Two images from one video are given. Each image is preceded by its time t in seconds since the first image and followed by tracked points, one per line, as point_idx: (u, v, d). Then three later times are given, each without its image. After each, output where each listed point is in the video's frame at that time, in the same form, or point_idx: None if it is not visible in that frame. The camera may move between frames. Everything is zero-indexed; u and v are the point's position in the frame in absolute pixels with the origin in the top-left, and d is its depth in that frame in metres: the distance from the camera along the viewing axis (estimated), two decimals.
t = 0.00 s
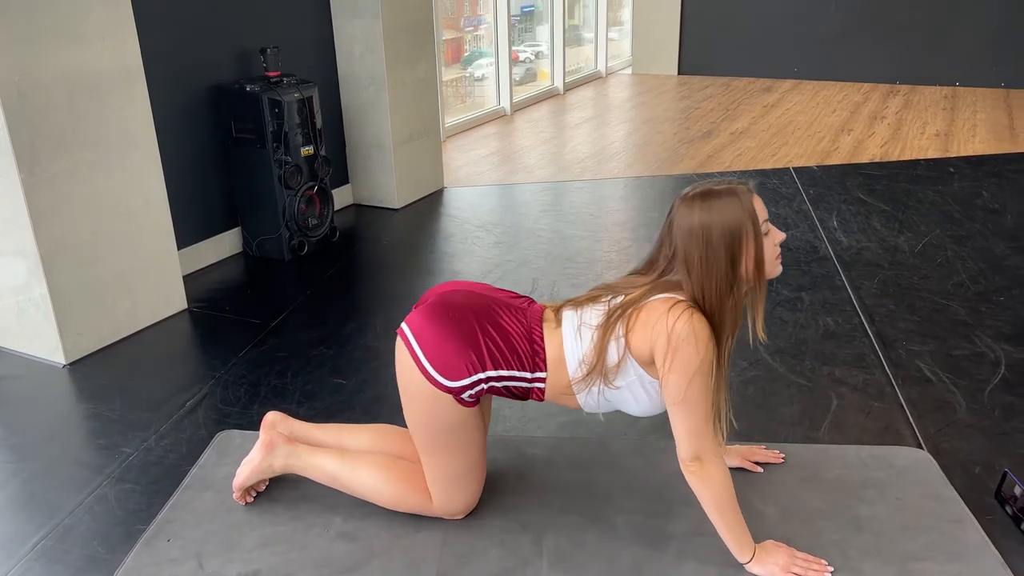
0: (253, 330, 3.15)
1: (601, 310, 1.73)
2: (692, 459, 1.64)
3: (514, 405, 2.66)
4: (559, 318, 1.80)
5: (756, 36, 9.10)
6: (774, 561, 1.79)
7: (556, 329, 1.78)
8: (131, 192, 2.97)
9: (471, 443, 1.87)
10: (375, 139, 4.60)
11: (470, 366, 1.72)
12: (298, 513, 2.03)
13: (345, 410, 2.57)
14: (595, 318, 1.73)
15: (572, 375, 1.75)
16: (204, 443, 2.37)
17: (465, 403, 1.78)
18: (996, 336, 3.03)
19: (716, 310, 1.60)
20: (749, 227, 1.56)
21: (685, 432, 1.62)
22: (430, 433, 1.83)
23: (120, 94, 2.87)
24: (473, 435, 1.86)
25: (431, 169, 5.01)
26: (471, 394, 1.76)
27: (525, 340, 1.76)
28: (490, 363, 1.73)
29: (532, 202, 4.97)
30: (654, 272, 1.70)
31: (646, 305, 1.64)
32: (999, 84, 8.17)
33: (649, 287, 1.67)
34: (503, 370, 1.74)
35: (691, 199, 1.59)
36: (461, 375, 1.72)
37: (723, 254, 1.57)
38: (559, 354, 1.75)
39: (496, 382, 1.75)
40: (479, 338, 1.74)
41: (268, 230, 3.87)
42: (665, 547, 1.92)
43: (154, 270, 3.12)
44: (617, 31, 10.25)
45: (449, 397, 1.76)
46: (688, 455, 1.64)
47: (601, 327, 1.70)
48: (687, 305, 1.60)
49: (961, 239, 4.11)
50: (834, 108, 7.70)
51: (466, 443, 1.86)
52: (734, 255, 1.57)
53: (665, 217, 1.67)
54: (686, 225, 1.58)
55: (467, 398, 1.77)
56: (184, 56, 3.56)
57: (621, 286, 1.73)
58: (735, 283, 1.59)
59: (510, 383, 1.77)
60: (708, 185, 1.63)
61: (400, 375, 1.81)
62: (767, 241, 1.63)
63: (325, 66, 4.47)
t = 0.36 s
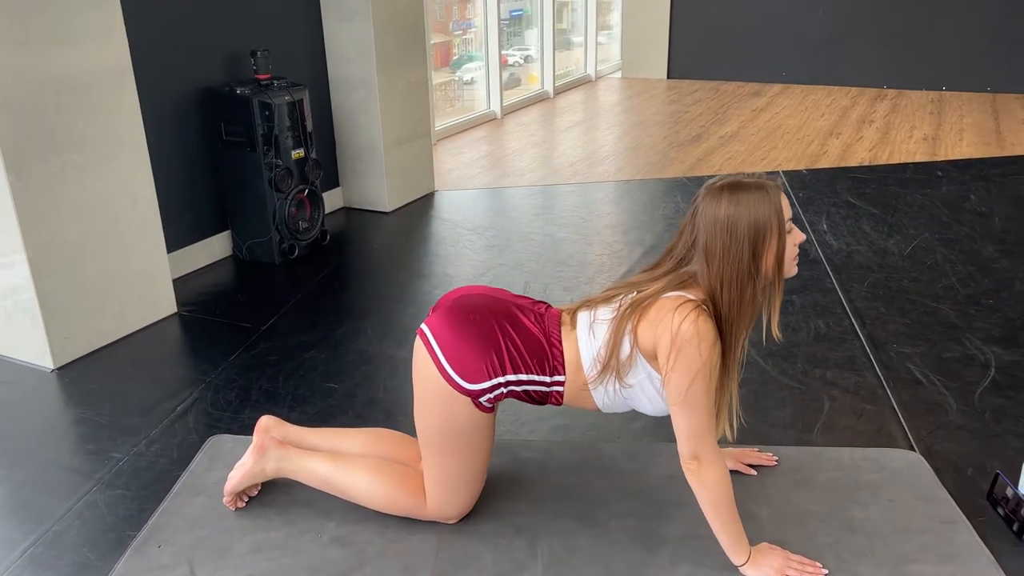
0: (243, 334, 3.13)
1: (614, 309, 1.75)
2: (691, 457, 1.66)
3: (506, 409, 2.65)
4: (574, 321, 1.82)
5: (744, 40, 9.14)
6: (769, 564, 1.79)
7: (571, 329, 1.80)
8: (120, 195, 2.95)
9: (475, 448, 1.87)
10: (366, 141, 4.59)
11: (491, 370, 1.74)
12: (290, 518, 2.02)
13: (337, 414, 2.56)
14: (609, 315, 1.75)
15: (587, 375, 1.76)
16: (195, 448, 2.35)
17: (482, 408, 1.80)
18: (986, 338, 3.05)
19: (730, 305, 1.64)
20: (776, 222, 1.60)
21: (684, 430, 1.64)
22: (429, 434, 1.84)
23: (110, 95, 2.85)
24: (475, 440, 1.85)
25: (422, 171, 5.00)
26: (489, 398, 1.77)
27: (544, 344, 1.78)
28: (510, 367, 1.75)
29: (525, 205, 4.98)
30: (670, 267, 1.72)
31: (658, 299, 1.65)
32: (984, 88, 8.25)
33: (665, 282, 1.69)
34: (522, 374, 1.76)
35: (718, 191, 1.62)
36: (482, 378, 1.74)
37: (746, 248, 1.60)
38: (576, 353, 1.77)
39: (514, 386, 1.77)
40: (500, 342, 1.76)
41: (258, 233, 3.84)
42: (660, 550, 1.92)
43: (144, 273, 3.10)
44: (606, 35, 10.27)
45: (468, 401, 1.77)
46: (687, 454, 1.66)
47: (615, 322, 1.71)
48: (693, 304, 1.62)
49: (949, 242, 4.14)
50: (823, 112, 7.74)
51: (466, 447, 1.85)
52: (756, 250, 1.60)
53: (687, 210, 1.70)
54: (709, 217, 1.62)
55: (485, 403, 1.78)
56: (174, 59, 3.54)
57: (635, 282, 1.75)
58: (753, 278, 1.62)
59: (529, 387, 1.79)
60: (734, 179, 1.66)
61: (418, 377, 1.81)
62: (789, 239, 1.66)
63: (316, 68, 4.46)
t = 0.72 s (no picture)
0: (236, 337, 3.11)
1: (612, 298, 1.76)
2: (703, 456, 1.66)
3: (501, 411, 2.64)
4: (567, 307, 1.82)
5: (733, 43, 9.18)
6: (767, 564, 1.79)
7: (565, 318, 1.80)
8: (112, 198, 2.93)
9: (469, 448, 1.87)
10: (358, 144, 4.58)
11: (479, 366, 1.75)
12: (286, 522, 2.01)
13: (332, 417, 2.55)
14: (606, 305, 1.76)
15: (581, 362, 1.77)
16: (189, 452, 2.33)
17: (475, 404, 1.80)
18: (976, 338, 3.07)
19: (745, 303, 1.65)
20: (800, 227, 1.60)
21: (700, 430, 1.64)
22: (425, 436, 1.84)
23: (101, 98, 2.83)
24: (470, 440, 1.86)
25: (414, 173, 4.99)
26: (481, 394, 1.77)
27: (533, 336, 1.79)
28: (499, 362, 1.76)
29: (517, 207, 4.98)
30: (680, 257, 1.71)
31: (674, 293, 1.65)
32: (971, 91, 8.31)
33: (678, 274, 1.69)
34: (512, 367, 1.76)
35: (746, 190, 1.61)
36: (471, 374, 1.75)
37: (767, 251, 1.60)
38: (568, 342, 1.78)
39: (506, 379, 1.77)
40: (487, 338, 1.77)
41: (250, 236, 3.83)
42: (657, 552, 1.92)
43: (135, 276, 3.08)
44: (596, 37, 10.30)
45: (459, 398, 1.78)
46: (699, 452, 1.66)
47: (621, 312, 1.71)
48: (716, 301, 1.62)
49: (939, 243, 4.17)
50: (812, 114, 7.78)
51: (462, 447, 1.86)
52: (776, 253, 1.61)
53: (706, 204, 1.69)
54: (732, 214, 1.61)
55: (479, 399, 1.79)
56: (164, 61, 3.52)
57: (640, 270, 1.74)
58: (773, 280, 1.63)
59: (521, 379, 1.79)
60: (759, 177, 1.65)
61: (407, 377, 1.82)
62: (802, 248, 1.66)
63: (307, 71, 4.44)
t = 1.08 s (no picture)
0: (230, 341, 3.09)
1: (606, 261, 1.71)
2: (705, 456, 1.66)
3: (498, 412, 2.64)
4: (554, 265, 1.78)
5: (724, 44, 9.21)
6: (766, 564, 1.79)
7: (553, 273, 1.76)
8: (104, 201, 2.91)
9: (465, 448, 1.87)
10: (351, 145, 4.56)
11: (450, 358, 1.75)
12: (284, 525, 2.00)
13: (328, 420, 2.54)
14: (598, 266, 1.71)
15: (562, 321, 1.72)
16: (185, 456, 2.32)
17: (462, 396, 1.80)
18: (970, 337, 3.09)
19: (749, 307, 1.64)
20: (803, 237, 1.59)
21: (702, 429, 1.64)
22: (418, 440, 1.85)
23: (93, 99, 2.81)
24: (466, 441, 1.87)
25: (407, 175, 4.98)
26: (464, 381, 1.77)
27: (501, 309, 1.76)
28: (469, 345, 1.75)
29: (510, 208, 4.97)
30: (680, 247, 1.68)
31: (675, 279, 1.62)
32: (960, 91, 8.37)
33: (678, 259, 1.66)
34: (484, 347, 1.75)
35: (752, 195, 1.58)
36: (445, 369, 1.76)
37: (770, 257, 1.58)
38: (551, 299, 1.73)
39: (484, 361, 1.76)
40: (453, 326, 1.76)
41: (243, 239, 3.81)
42: (657, 552, 1.92)
43: (128, 278, 3.06)
44: (587, 38, 10.31)
45: (444, 394, 1.79)
46: (700, 452, 1.66)
47: (615, 275, 1.67)
48: (719, 300, 1.61)
49: (931, 243, 4.19)
50: (803, 115, 7.82)
51: (457, 449, 1.86)
52: (780, 260, 1.59)
53: (710, 200, 1.66)
54: (740, 215, 1.58)
55: (464, 388, 1.79)
56: (156, 63, 3.50)
57: (636, 243, 1.71)
58: (778, 288, 1.61)
59: (501, 355, 1.76)
60: (768, 182, 1.62)
61: (391, 385, 1.85)
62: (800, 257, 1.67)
63: (299, 72, 4.43)
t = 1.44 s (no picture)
0: (228, 342, 3.08)
1: (598, 245, 1.69)
2: (701, 456, 1.67)
3: (500, 412, 2.64)
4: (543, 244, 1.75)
5: (716, 42, 9.23)
6: (770, 562, 1.81)
7: (546, 249, 1.74)
8: (101, 203, 2.89)
9: (466, 447, 1.87)
10: (346, 146, 4.55)
11: (437, 355, 1.76)
12: (288, 528, 1.99)
13: (329, 422, 2.53)
14: (590, 248, 1.69)
15: (548, 304, 1.70)
16: (186, 459, 2.31)
17: (458, 390, 1.80)
18: (967, 335, 3.11)
19: (741, 314, 1.63)
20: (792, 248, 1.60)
21: (696, 431, 1.64)
22: (420, 443, 1.84)
23: (90, 101, 2.79)
24: (467, 440, 1.87)
25: (402, 175, 4.97)
26: (456, 373, 1.77)
27: (481, 295, 1.76)
28: (452, 337, 1.75)
29: (505, 208, 4.97)
30: (673, 244, 1.68)
31: (668, 277, 1.62)
32: (951, 89, 8.41)
33: (670, 257, 1.65)
34: (470, 335, 1.75)
35: (744, 201, 1.58)
36: (434, 365, 1.77)
37: (761, 265, 1.58)
38: (540, 279, 1.71)
39: (473, 349, 1.76)
40: (432, 325, 1.77)
41: (240, 240, 3.79)
42: (662, 551, 1.92)
43: (125, 281, 3.04)
44: (579, 37, 10.31)
45: (438, 390, 1.79)
46: (698, 452, 1.67)
47: (608, 259, 1.65)
48: (710, 303, 1.61)
49: (926, 240, 4.21)
50: (795, 113, 7.84)
51: (459, 449, 1.86)
52: (770, 269, 1.59)
53: (703, 203, 1.65)
54: (734, 220, 1.58)
55: (457, 381, 1.79)
56: (152, 64, 3.48)
57: (629, 234, 1.70)
58: (769, 294, 1.61)
59: (488, 339, 1.76)
60: (763, 190, 1.62)
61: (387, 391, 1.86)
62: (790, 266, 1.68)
63: (294, 72, 4.41)
